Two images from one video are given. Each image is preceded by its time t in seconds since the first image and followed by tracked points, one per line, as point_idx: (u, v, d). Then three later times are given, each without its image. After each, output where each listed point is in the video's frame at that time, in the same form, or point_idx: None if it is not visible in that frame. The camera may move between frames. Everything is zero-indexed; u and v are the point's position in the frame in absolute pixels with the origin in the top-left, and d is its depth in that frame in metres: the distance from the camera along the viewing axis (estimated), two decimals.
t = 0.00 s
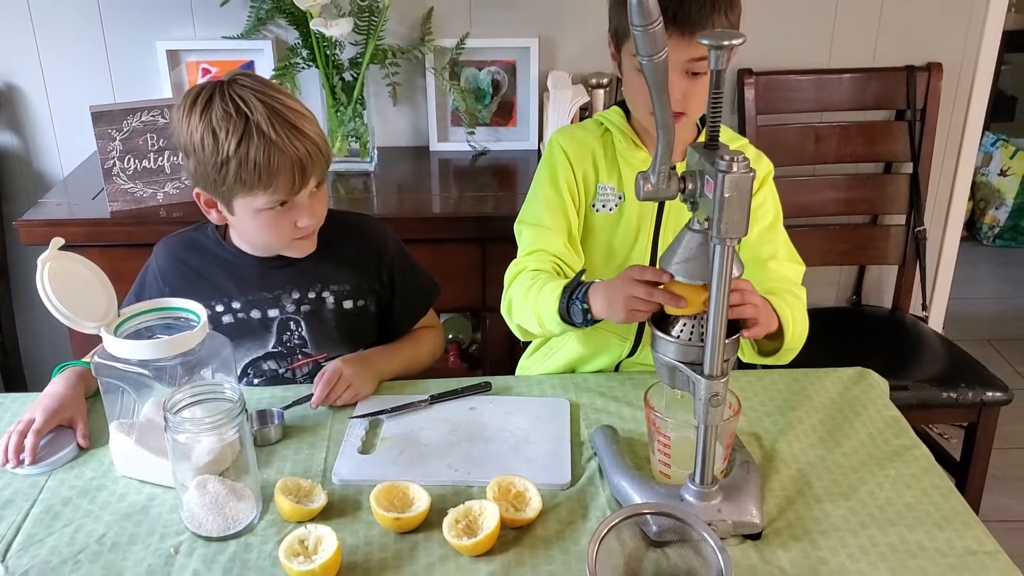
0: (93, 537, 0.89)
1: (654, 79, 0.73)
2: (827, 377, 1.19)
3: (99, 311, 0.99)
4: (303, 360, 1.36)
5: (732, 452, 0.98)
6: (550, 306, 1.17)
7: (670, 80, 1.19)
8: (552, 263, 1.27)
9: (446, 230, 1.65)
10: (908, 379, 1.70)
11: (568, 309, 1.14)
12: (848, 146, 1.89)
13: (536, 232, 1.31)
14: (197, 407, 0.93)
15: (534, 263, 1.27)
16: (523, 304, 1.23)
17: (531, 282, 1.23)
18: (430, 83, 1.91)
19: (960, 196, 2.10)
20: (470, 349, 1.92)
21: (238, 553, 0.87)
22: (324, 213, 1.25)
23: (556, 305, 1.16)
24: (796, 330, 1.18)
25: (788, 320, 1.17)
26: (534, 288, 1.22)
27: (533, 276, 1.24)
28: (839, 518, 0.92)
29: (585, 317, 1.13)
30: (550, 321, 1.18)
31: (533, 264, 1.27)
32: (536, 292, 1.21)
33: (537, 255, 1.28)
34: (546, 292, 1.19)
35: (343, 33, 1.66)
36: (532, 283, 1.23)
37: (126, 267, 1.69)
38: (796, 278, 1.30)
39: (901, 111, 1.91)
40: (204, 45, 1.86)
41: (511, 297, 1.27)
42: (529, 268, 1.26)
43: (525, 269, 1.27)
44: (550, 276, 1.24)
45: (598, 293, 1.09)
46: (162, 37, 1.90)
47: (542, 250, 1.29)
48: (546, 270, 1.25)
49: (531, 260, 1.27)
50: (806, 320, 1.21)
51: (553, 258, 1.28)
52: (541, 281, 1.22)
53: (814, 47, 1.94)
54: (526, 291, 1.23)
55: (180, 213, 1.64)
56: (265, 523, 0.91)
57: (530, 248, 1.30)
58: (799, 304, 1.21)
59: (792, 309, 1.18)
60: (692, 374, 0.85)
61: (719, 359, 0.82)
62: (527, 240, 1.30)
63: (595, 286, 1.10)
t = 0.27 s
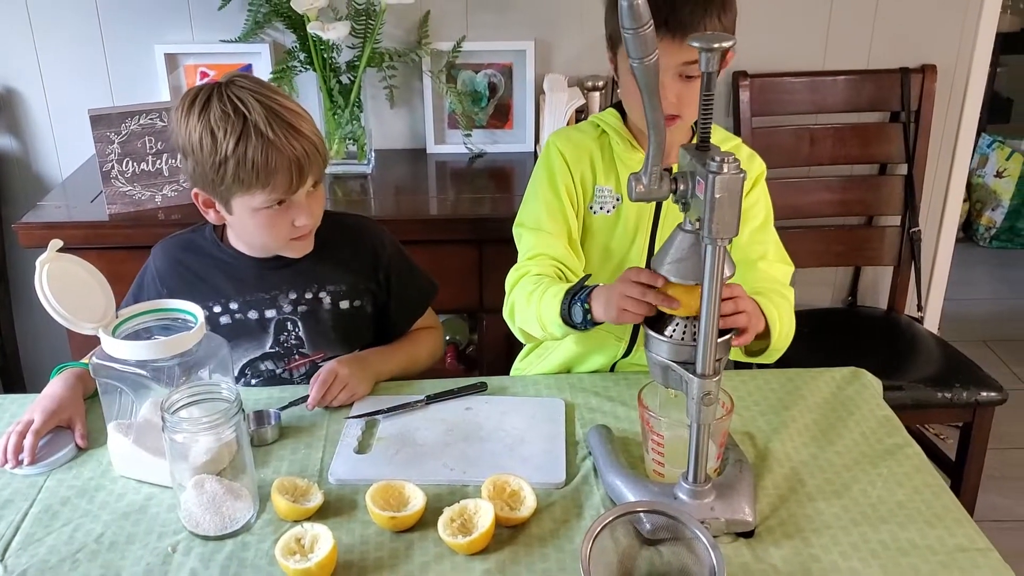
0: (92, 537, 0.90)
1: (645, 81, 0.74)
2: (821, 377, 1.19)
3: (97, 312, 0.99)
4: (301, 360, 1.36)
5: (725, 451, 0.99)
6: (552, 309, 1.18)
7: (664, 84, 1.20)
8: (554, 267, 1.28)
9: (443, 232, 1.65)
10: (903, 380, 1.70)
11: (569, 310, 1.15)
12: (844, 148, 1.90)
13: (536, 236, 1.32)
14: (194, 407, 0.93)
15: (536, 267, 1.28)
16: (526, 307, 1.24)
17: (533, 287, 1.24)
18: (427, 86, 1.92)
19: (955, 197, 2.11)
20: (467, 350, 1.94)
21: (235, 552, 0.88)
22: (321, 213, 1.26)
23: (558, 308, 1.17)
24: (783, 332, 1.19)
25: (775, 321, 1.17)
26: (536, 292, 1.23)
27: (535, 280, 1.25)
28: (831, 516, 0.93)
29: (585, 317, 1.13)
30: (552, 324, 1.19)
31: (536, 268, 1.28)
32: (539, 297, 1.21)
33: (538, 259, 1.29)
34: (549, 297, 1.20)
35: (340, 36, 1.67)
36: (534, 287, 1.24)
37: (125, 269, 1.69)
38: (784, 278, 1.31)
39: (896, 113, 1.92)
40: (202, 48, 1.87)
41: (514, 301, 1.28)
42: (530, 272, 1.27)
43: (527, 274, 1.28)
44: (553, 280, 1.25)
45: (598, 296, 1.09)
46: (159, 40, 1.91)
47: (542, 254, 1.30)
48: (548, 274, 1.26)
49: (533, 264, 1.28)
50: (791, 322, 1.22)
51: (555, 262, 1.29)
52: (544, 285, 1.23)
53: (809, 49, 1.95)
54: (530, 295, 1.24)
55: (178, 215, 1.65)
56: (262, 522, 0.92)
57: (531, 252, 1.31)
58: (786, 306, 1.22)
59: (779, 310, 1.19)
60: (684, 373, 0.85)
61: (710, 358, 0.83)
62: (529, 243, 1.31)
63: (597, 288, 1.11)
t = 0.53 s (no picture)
0: (89, 538, 0.90)
1: (637, 84, 0.75)
2: (815, 378, 1.20)
3: (95, 314, 1.00)
4: (298, 362, 1.37)
5: (719, 451, 0.99)
6: (552, 310, 1.19)
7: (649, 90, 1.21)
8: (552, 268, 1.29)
9: (440, 234, 1.66)
10: (899, 381, 1.71)
11: (569, 304, 1.15)
12: (839, 150, 1.91)
13: (533, 238, 1.32)
14: (191, 408, 0.94)
15: (535, 268, 1.28)
16: (526, 308, 1.24)
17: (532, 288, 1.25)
18: (424, 89, 1.93)
19: (951, 199, 2.12)
20: (464, 353, 1.94)
21: (232, 552, 0.88)
22: (321, 214, 1.26)
23: (559, 304, 1.17)
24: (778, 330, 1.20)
25: (771, 321, 1.18)
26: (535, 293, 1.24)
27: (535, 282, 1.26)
28: (825, 516, 0.93)
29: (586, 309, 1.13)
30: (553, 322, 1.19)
31: (535, 270, 1.28)
32: (539, 297, 1.22)
33: (536, 260, 1.30)
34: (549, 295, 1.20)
35: (337, 40, 1.68)
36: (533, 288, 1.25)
37: (122, 272, 1.70)
38: (779, 275, 1.32)
39: (892, 114, 1.93)
40: (200, 52, 1.88)
41: (514, 304, 1.28)
42: (529, 273, 1.28)
43: (525, 276, 1.28)
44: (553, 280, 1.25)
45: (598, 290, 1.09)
46: (157, 44, 1.92)
47: (540, 256, 1.30)
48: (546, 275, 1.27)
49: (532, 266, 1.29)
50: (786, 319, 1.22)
51: (552, 264, 1.29)
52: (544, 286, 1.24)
53: (804, 52, 1.96)
54: (529, 296, 1.24)
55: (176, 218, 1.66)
56: (258, 523, 0.92)
57: (528, 254, 1.31)
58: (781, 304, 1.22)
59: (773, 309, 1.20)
60: (678, 373, 0.86)
61: (704, 359, 0.83)
62: (526, 244, 1.32)
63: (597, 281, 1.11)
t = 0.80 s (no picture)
0: (88, 540, 0.90)
1: (632, 87, 0.75)
2: (812, 380, 1.20)
3: (94, 317, 1.00)
4: (297, 364, 1.37)
5: (715, 453, 1.00)
6: (548, 314, 1.19)
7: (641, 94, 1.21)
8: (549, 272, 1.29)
9: (437, 238, 1.67)
10: (896, 383, 1.71)
11: (565, 309, 1.16)
12: (836, 153, 1.91)
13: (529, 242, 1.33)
14: (189, 410, 0.94)
15: (531, 273, 1.29)
16: (523, 312, 1.25)
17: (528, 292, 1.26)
18: (422, 93, 1.93)
19: (947, 202, 2.13)
20: (462, 355, 1.95)
21: (230, 554, 0.89)
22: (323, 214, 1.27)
23: (555, 310, 1.18)
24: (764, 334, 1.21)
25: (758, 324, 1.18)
26: (532, 297, 1.24)
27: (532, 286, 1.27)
28: (821, 517, 0.94)
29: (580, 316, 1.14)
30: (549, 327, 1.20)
31: (531, 274, 1.29)
32: (535, 301, 1.23)
33: (532, 265, 1.30)
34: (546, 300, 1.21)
35: (334, 44, 1.68)
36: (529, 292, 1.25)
37: (121, 276, 1.70)
38: (764, 280, 1.33)
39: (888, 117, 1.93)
40: (198, 57, 1.89)
41: (510, 307, 1.29)
42: (525, 279, 1.29)
43: (522, 280, 1.29)
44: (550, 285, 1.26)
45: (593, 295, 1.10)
46: (156, 49, 1.92)
47: (536, 260, 1.31)
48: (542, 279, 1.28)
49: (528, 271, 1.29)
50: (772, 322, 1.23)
51: (548, 267, 1.30)
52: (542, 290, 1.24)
53: (800, 56, 1.97)
54: (526, 300, 1.25)
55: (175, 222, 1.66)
56: (257, 525, 0.93)
57: (523, 258, 1.32)
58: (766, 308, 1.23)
59: (760, 312, 1.20)
60: (674, 375, 0.86)
61: (700, 360, 0.84)
62: (523, 248, 1.33)
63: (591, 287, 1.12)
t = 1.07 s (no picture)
0: (89, 538, 0.91)
1: (630, 86, 0.76)
2: (810, 379, 1.21)
3: (95, 316, 1.01)
4: (298, 363, 1.38)
5: (713, 450, 1.00)
6: (547, 313, 1.20)
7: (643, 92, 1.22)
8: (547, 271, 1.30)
9: (436, 238, 1.67)
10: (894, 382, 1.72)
11: (562, 307, 1.16)
12: (834, 153, 1.92)
13: (529, 241, 1.33)
14: (190, 409, 0.95)
15: (530, 272, 1.29)
16: (522, 311, 1.26)
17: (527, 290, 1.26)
18: (421, 93, 1.94)
19: (945, 202, 2.13)
20: (461, 356, 1.95)
21: (230, 552, 0.89)
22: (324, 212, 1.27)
23: (553, 308, 1.18)
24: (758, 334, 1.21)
25: (752, 323, 1.18)
26: (531, 295, 1.25)
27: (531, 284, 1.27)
28: (818, 514, 0.94)
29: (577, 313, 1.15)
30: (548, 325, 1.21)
31: (530, 274, 1.29)
32: (534, 301, 1.23)
33: (531, 264, 1.31)
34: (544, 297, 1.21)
35: (334, 45, 1.69)
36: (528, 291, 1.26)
37: (121, 276, 1.71)
38: (759, 281, 1.33)
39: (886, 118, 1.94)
40: (197, 58, 1.89)
41: (509, 307, 1.29)
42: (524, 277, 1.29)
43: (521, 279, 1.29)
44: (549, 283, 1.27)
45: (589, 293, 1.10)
46: (155, 50, 1.93)
47: (535, 259, 1.31)
48: (541, 278, 1.28)
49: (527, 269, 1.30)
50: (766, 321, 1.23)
51: (546, 266, 1.30)
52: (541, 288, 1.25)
53: (798, 57, 1.97)
54: (525, 299, 1.25)
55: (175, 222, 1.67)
56: (257, 523, 0.93)
57: (522, 257, 1.32)
58: (760, 307, 1.24)
59: (755, 311, 1.21)
60: (672, 373, 0.87)
61: (698, 358, 0.84)
62: (522, 247, 1.33)
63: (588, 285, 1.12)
